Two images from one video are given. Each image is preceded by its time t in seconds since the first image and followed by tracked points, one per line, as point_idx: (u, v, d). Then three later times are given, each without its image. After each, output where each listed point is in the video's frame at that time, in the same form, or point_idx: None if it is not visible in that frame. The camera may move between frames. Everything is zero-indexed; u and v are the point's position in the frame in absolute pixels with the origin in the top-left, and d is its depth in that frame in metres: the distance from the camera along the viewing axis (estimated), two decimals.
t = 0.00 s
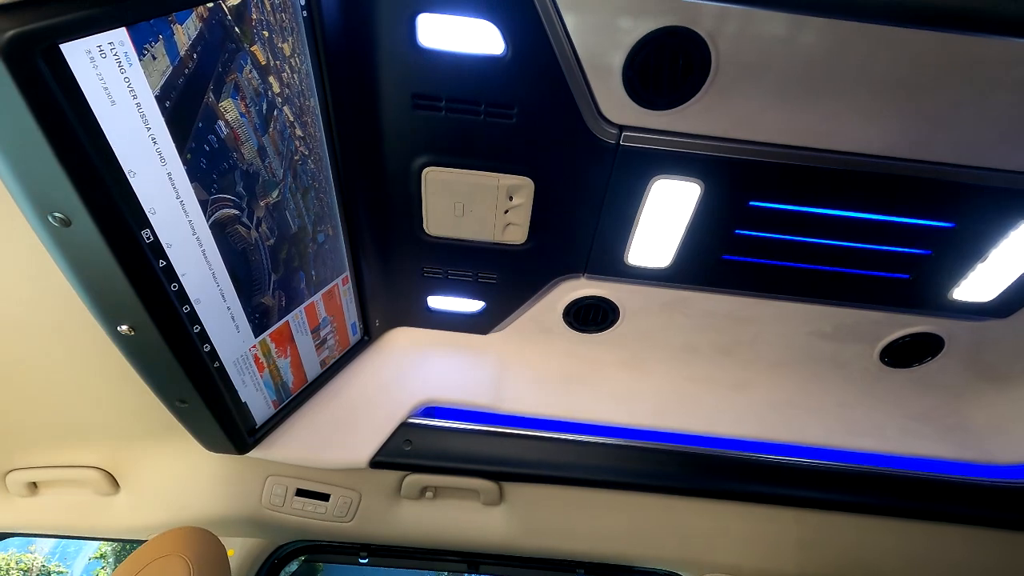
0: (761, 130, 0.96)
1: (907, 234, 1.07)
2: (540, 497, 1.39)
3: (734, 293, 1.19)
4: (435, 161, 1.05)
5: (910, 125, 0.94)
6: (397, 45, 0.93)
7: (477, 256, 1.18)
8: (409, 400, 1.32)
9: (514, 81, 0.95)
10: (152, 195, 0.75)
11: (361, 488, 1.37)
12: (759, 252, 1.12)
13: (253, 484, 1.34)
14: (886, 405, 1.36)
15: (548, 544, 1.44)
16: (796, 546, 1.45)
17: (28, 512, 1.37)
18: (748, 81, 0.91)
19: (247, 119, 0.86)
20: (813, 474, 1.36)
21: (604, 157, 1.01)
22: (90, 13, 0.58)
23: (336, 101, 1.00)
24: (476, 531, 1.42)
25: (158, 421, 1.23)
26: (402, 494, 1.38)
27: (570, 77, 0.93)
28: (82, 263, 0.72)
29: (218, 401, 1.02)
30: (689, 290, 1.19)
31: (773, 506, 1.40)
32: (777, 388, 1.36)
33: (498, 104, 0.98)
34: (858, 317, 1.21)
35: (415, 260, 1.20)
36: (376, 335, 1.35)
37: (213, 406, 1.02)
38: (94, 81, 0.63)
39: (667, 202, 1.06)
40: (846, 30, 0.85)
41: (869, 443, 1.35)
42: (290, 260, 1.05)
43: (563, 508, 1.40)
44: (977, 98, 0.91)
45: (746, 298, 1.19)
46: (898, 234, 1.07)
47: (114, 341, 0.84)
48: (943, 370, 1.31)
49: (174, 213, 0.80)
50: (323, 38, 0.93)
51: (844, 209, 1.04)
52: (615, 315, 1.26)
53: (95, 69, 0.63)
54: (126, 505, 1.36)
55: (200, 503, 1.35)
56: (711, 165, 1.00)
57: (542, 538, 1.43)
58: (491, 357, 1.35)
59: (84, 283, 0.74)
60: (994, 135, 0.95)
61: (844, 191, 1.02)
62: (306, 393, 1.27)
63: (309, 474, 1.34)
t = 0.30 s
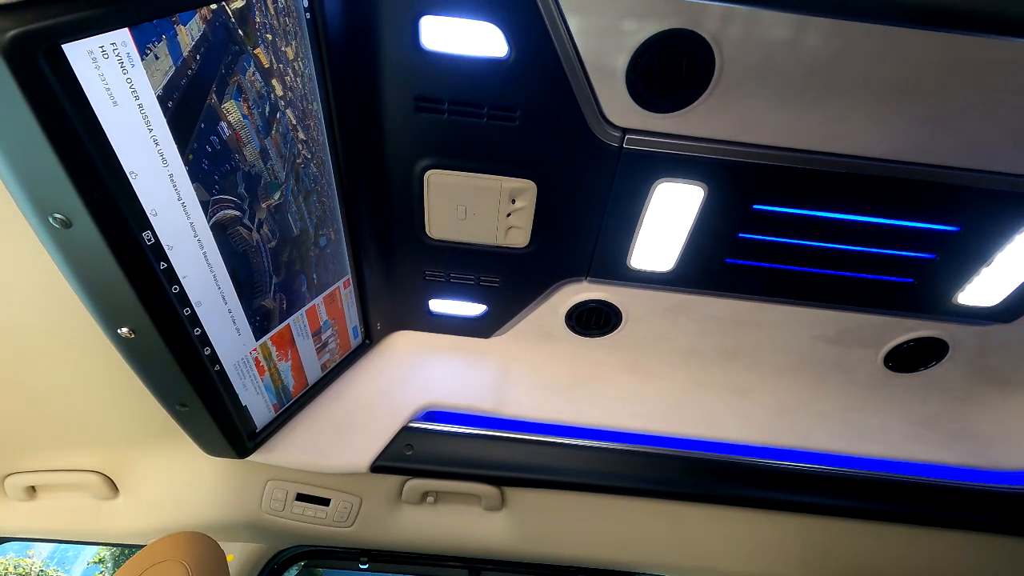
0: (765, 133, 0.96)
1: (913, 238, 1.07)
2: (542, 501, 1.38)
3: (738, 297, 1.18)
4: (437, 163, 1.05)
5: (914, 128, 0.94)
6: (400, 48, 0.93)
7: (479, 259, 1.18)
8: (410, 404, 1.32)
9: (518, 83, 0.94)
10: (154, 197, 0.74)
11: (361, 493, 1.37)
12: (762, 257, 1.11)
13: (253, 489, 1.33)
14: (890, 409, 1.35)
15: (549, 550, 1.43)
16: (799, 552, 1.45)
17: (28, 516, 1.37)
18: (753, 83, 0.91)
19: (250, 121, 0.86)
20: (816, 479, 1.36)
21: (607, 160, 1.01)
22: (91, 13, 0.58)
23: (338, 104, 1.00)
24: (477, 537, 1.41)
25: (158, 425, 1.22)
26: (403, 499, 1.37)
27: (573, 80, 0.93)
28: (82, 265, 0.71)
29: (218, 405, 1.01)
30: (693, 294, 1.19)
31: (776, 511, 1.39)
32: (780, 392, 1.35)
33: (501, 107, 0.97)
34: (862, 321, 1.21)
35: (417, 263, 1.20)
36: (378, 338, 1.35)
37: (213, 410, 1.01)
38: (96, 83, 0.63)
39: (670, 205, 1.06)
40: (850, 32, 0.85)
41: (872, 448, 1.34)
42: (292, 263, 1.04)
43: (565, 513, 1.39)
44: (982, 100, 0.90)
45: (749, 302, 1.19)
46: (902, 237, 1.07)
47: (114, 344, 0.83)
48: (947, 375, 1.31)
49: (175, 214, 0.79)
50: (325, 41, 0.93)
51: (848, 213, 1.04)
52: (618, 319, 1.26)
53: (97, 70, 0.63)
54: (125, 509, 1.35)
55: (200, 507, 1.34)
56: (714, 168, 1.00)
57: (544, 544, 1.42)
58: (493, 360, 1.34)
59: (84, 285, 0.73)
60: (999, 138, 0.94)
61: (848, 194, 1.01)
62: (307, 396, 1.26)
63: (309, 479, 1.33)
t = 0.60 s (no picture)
0: (767, 135, 0.96)
1: (915, 239, 1.06)
2: (543, 505, 1.38)
3: (740, 299, 1.18)
4: (438, 165, 1.05)
5: (917, 129, 0.94)
6: (400, 48, 0.92)
7: (479, 261, 1.17)
8: (410, 407, 1.31)
9: (520, 84, 0.94)
10: (153, 197, 0.74)
11: (362, 496, 1.36)
12: (764, 259, 1.11)
13: (253, 492, 1.33)
14: (892, 412, 1.35)
15: (550, 553, 1.42)
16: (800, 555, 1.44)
17: (26, 520, 1.36)
18: (755, 84, 0.90)
19: (250, 122, 0.86)
20: (818, 482, 1.35)
21: (608, 162, 1.01)
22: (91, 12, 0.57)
23: (339, 105, 0.99)
24: (478, 540, 1.40)
25: (158, 428, 1.22)
26: (404, 502, 1.37)
27: (575, 81, 0.92)
28: (81, 267, 0.71)
29: (217, 407, 1.01)
30: (694, 296, 1.18)
31: (778, 514, 1.38)
32: (782, 395, 1.35)
33: (502, 108, 0.97)
34: (865, 323, 1.20)
35: (418, 265, 1.19)
36: (378, 341, 1.34)
37: (213, 412, 1.01)
38: (96, 83, 0.63)
39: (672, 206, 1.06)
40: (853, 33, 0.84)
41: (874, 451, 1.34)
42: (292, 264, 1.04)
43: (566, 516, 1.39)
44: (984, 101, 0.90)
45: (751, 304, 1.18)
46: (904, 239, 1.06)
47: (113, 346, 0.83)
48: (951, 378, 1.30)
49: (175, 215, 0.79)
50: (326, 43, 0.93)
51: (850, 214, 1.04)
52: (619, 321, 1.25)
53: (97, 69, 0.62)
54: (125, 513, 1.34)
55: (199, 511, 1.34)
56: (716, 169, 1.00)
57: (545, 547, 1.42)
58: (494, 363, 1.33)
59: (83, 287, 0.73)
60: (1002, 139, 0.94)
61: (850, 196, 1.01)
62: (306, 399, 1.26)
63: (309, 482, 1.32)
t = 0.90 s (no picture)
0: (764, 137, 0.96)
1: (912, 242, 1.07)
2: (542, 507, 1.38)
3: (738, 301, 1.18)
4: (437, 167, 1.05)
5: (914, 132, 0.94)
6: (399, 51, 0.92)
7: (478, 264, 1.17)
8: (409, 410, 1.31)
9: (518, 87, 0.94)
10: (151, 199, 0.74)
11: (360, 499, 1.36)
12: (762, 261, 1.11)
13: (251, 495, 1.32)
14: (891, 414, 1.35)
15: (549, 556, 1.42)
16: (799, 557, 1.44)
17: (23, 524, 1.35)
18: (753, 86, 0.90)
19: (249, 125, 0.86)
20: (817, 485, 1.35)
21: (606, 165, 1.01)
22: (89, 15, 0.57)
23: (338, 108, 0.99)
24: (477, 543, 1.40)
25: (155, 431, 1.22)
26: (402, 506, 1.37)
27: (573, 83, 0.92)
28: (79, 269, 0.71)
29: (215, 410, 1.01)
30: (692, 298, 1.18)
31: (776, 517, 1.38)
32: (781, 397, 1.35)
33: (500, 110, 0.97)
34: (863, 326, 1.20)
35: (416, 268, 1.19)
36: (377, 344, 1.33)
37: (211, 414, 1.00)
38: (95, 85, 0.62)
39: (670, 209, 1.06)
40: (850, 35, 0.85)
41: (873, 453, 1.34)
42: (291, 267, 1.04)
43: (564, 519, 1.39)
44: (980, 103, 0.90)
45: (749, 306, 1.18)
46: (902, 241, 1.06)
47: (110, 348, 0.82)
48: (949, 380, 1.30)
49: (173, 217, 0.79)
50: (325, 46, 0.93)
51: (847, 217, 1.04)
52: (618, 324, 1.25)
53: (95, 72, 0.62)
54: (123, 516, 1.34)
55: (197, 514, 1.33)
56: (714, 172, 1.00)
57: (544, 550, 1.41)
58: (492, 366, 1.33)
59: (81, 289, 0.73)
60: (998, 142, 0.94)
61: (848, 198, 1.01)
62: (305, 402, 1.25)
63: (307, 485, 1.32)
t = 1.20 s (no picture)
0: (759, 139, 0.96)
1: (907, 243, 1.07)
2: (538, 508, 1.38)
3: (734, 302, 1.18)
4: (434, 169, 1.05)
5: (909, 133, 0.94)
6: (396, 53, 0.93)
7: (475, 265, 1.17)
8: (406, 411, 1.31)
9: (515, 89, 0.95)
10: (149, 201, 0.74)
11: (357, 500, 1.36)
12: (758, 262, 1.11)
13: (248, 497, 1.32)
14: (886, 415, 1.35)
15: (546, 557, 1.42)
16: (795, 558, 1.45)
17: (20, 526, 1.35)
18: (748, 89, 0.91)
19: (247, 128, 0.86)
20: (812, 485, 1.36)
21: (602, 167, 1.01)
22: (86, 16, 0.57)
23: (335, 111, 1.00)
24: (474, 544, 1.40)
25: (152, 433, 1.22)
26: (399, 507, 1.37)
27: (569, 85, 0.93)
28: (76, 271, 0.71)
29: (212, 412, 1.01)
30: (688, 300, 1.19)
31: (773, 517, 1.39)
32: (777, 398, 1.35)
33: (497, 112, 0.97)
34: (858, 327, 1.21)
35: (414, 270, 1.19)
36: (374, 346, 1.33)
37: (208, 416, 1.01)
38: (92, 87, 0.63)
39: (666, 211, 1.06)
40: (844, 38, 0.85)
41: (868, 454, 1.34)
42: (288, 269, 1.04)
43: (561, 520, 1.39)
44: (972, 105, 0.91)
45: (745, 307, 1.19)
46: (897, 242, 1.07)
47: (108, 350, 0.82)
48: (945, 380, 1.31)
49: (170, 219, 0.79)
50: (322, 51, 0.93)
51: (842, 218, 1.04)
52: (614, 325, 1.26)
53: (93, 74, 0.62)
54: (119, 519, 1.34)
55: (194, 516, 1.33)
56: (710, 173, 1.00)
57: (540, 551, 1.42)
58: (489, 367, 1.34)
59: (79, 291, 0.73)
60: (992, 143, 0.95)
61: (842, 199, 1.02)
62: (302, 403, 1.26)
63: (304, 487, 1.32)
